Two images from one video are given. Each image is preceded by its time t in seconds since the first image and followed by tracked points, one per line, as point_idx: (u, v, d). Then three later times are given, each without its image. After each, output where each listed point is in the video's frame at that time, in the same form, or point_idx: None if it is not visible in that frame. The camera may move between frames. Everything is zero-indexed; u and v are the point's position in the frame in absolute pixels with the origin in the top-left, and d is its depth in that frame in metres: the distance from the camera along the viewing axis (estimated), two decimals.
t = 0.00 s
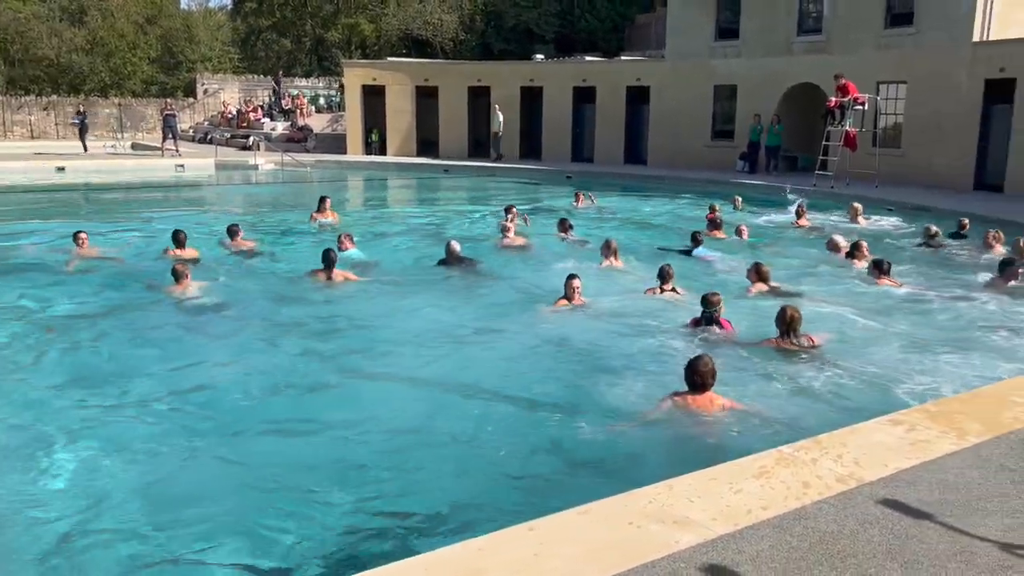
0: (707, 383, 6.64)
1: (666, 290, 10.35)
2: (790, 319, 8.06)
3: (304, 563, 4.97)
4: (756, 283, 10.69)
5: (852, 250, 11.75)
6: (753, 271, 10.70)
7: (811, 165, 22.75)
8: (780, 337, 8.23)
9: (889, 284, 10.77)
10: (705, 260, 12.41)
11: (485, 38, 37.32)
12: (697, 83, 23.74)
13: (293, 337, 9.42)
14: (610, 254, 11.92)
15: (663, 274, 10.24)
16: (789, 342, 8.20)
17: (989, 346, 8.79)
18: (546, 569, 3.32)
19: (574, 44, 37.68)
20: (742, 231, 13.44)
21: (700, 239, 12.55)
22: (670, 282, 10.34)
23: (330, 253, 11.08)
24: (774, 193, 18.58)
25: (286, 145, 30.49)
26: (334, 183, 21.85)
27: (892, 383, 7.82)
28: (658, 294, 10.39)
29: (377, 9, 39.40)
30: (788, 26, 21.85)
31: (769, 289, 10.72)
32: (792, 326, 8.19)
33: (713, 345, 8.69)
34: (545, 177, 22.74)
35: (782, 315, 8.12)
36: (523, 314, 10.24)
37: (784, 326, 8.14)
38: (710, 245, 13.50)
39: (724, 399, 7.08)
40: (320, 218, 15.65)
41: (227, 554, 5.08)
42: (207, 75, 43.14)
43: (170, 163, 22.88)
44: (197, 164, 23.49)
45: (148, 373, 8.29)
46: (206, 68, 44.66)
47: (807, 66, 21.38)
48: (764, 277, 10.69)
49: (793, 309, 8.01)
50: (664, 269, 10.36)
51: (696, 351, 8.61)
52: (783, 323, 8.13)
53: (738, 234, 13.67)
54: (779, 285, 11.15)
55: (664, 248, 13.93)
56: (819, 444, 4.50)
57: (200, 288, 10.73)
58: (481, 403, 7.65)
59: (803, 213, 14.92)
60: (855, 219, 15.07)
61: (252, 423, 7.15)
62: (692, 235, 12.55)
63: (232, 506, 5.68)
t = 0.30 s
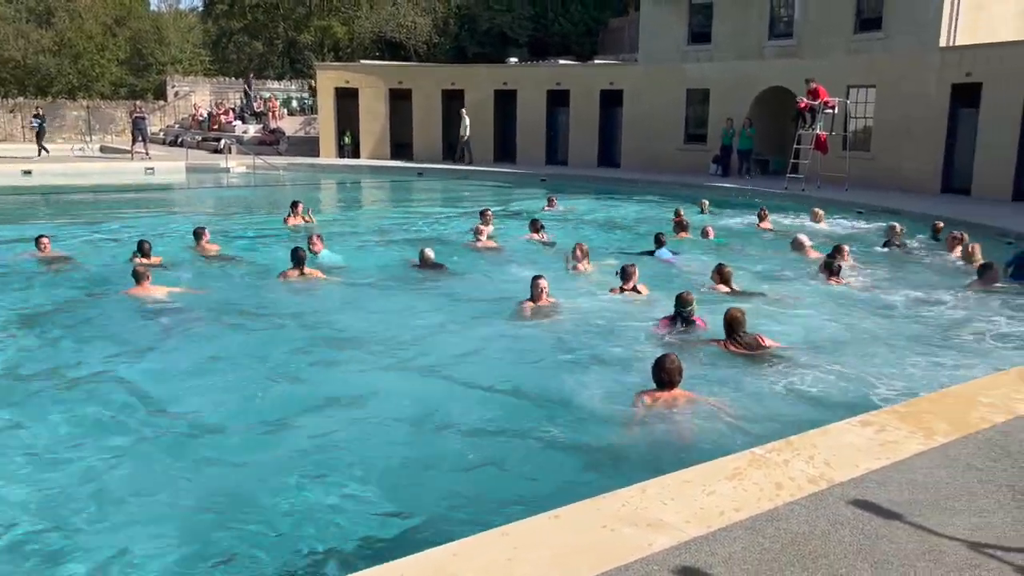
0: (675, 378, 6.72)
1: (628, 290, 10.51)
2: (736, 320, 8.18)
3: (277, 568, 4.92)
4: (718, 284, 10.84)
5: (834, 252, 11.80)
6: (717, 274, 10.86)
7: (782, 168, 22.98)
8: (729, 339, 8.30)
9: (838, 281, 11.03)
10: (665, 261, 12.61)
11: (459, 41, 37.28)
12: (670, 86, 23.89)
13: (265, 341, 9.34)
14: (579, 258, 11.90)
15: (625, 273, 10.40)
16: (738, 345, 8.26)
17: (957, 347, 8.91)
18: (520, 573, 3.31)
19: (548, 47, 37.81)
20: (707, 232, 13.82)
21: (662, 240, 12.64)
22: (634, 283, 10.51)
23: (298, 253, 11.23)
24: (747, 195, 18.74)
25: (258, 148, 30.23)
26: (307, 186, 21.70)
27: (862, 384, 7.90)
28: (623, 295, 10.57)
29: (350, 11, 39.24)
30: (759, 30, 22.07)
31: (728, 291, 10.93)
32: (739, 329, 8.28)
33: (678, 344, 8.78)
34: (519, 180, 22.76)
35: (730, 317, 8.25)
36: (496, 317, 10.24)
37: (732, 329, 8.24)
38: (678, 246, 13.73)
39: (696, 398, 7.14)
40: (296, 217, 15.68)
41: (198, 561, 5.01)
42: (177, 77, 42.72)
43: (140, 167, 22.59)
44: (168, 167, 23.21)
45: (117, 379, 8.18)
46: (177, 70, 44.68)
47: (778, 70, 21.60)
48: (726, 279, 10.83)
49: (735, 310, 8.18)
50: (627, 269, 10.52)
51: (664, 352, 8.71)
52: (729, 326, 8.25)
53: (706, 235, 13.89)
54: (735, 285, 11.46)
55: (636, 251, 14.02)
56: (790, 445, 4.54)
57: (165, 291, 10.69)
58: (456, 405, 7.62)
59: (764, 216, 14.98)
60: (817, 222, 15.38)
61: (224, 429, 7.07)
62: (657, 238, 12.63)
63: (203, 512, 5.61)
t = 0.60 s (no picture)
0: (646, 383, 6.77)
1: (595, 296, 10.47)
2: (690, 322, 8.27)
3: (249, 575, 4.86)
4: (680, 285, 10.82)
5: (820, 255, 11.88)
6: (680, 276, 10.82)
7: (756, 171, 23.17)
8: (681, 340, 8.39)
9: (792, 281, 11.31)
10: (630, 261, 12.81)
11: (435, 45, 37.25)
12: (645, 90, 23.99)
13: (237, 346, 9.24)
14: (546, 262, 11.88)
15: (592, 281, 10.30)
16: (691, 345, 8.34)
17: (928, 346, 9.02)
18: None
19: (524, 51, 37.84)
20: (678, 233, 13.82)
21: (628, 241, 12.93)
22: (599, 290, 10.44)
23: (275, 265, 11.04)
24: (722, 198, 18.88)
25: (231, 152, 29.95)
26: (281, 189, 21.55)
27: (834, 384, 7.97)
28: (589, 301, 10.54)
29: (324, 13, 39.00)
30: (732, 33, 22.24)
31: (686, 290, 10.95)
32: (693, 330, 8.36)
33: (646, 346, 8.84)
34: (495, 183, 22.77)
35: (685, 318, 8.35)
36: (470, 319, 10.22)
37: (685, 330, 8.33)
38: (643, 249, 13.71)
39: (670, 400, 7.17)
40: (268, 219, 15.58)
41: (169, 568, 4.94)
42: (149, 79, 42.37)
43: (111, 170, 22.30)
44: (139, 170, 22.93)
45: (87, 385, 8.06)
46: (149, 73, 43.38)
47: (751, 73, 21.81)
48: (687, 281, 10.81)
49: (689, 312, 8.29)
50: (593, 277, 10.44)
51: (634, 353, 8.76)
52: (683, 327, 8.34)
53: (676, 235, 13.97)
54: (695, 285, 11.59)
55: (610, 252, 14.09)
56: (765, 446, 4.56)
57: (127, 295, 10.38)
58: (431, 409, 7.58)
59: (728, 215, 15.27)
60: (775, 224, 15.49)
61: (196, 434, 6.99)
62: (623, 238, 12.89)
63: (174, 518, 5.53)
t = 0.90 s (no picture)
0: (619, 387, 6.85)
1: (568, 296, 10.64)
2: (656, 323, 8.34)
3: None
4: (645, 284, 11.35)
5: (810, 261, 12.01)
6: (642, 274, 11.41)
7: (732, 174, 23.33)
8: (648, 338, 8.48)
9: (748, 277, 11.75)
10: (603, 264, 12.82)
11: (411, 48, 37.31)
12: (621, 93, 24.09)
13: (212, 351, 9.14)
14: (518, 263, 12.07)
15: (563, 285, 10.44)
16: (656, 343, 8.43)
17: (901, 347, 9.11)
18: None
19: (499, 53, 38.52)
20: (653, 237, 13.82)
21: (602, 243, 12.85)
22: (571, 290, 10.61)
23: (248, 273, 10.99)
24: (698, 200, 18.98)
25: (206, 155, 29.71)
26: (257, 193, 21.39)
27: (808, 385, 8.03)
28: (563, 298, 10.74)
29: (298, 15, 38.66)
30: (707, 37, 22.41)
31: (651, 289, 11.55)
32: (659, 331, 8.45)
33: (624, 346, 8.88)
34: (472, 186, 22.73)
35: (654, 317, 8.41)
36: (447, 322, 10.19)
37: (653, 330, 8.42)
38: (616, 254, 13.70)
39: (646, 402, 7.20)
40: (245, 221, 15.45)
41: None
42: (121, 82, 41.96)
43: (83, 174, 22.02)
44: (111, 174, 22.67)
45: (58, 392, 7.92)
46: (122, 76, 43.37)
47: (726, 77, 21.99)
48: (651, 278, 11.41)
49: (656, 313, 8.37)
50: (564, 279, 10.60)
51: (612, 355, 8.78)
52: (650, 328, 8.42)
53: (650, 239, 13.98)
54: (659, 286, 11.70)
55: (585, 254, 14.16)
56: (742, 448, 4.57)
57: (94, 298, 10.32)
58: (410, 412, 7.55)
59: (693, 218, 15.32)
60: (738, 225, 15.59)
61: (171, 440, 6.90)
62: (595, 241, 12.88)
63: (149, 525, 5.45)
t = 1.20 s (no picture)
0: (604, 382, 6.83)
1: (538, 293, 10.83)
2: (628, 321, 8.50)
3: None
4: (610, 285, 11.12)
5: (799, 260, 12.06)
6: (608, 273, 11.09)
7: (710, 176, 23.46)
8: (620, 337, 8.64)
9: (713, 278, 11.85)
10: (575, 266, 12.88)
11: (389, 51, 37.54)
12: (600, 95, 24.16)
13: (188, 355, 9.05)
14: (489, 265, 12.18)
15: (534, 280, 10.68)
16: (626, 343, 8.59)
17: (878, 348, 9.18)
18: None
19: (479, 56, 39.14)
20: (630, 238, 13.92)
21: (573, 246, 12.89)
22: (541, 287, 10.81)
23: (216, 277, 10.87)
24: (677, 203, 19.06)
25: (182, 159, 29.43)
26: (234, 196, 21.24)
27: (786, 385, 8.08)
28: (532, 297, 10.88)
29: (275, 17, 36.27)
30: (685, 40, 22.56)
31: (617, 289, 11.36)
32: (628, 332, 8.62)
33: (602, 348, 8.91)
34: (451, 189, 22.66)
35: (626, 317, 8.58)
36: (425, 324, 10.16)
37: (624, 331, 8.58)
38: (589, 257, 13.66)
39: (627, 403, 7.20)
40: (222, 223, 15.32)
41: None
42: (96, 85, 41.60)
43: (57, 178, 21.75)
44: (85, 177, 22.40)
45: (31, 398, 7.81)
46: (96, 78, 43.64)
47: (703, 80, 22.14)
48: (616, 279, 11.16)
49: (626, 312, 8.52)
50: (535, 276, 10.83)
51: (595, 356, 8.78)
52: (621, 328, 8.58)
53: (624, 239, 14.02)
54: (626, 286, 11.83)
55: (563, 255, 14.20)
56: (721, 449, 4.59)
57: (60, 299, 10.38)
58: (390, 415, 7.51)
59: (666, 220, 15.43)
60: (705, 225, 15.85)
61: (148, 445, 6.82)
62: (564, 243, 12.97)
63: (125, 531, 5.39)
